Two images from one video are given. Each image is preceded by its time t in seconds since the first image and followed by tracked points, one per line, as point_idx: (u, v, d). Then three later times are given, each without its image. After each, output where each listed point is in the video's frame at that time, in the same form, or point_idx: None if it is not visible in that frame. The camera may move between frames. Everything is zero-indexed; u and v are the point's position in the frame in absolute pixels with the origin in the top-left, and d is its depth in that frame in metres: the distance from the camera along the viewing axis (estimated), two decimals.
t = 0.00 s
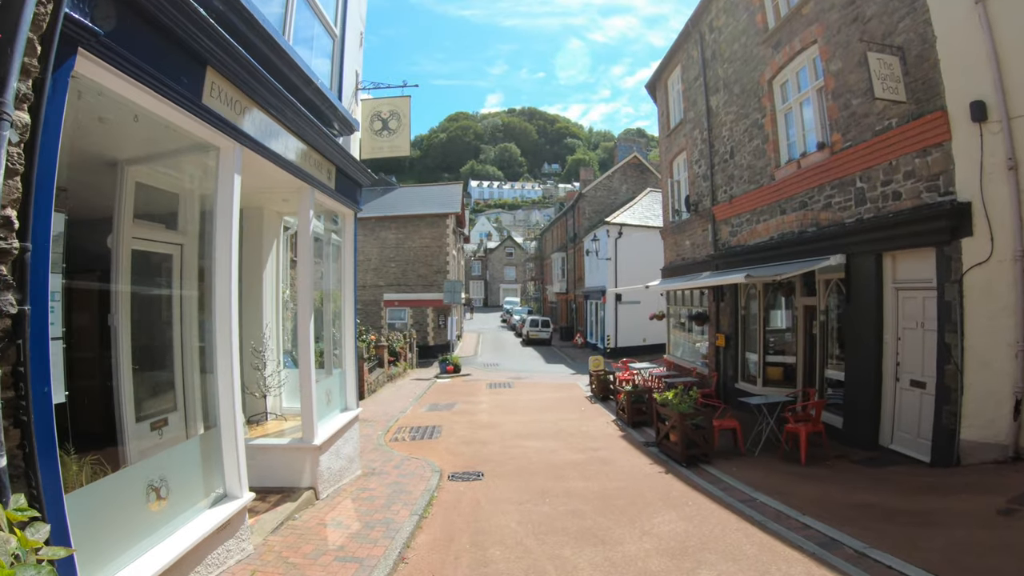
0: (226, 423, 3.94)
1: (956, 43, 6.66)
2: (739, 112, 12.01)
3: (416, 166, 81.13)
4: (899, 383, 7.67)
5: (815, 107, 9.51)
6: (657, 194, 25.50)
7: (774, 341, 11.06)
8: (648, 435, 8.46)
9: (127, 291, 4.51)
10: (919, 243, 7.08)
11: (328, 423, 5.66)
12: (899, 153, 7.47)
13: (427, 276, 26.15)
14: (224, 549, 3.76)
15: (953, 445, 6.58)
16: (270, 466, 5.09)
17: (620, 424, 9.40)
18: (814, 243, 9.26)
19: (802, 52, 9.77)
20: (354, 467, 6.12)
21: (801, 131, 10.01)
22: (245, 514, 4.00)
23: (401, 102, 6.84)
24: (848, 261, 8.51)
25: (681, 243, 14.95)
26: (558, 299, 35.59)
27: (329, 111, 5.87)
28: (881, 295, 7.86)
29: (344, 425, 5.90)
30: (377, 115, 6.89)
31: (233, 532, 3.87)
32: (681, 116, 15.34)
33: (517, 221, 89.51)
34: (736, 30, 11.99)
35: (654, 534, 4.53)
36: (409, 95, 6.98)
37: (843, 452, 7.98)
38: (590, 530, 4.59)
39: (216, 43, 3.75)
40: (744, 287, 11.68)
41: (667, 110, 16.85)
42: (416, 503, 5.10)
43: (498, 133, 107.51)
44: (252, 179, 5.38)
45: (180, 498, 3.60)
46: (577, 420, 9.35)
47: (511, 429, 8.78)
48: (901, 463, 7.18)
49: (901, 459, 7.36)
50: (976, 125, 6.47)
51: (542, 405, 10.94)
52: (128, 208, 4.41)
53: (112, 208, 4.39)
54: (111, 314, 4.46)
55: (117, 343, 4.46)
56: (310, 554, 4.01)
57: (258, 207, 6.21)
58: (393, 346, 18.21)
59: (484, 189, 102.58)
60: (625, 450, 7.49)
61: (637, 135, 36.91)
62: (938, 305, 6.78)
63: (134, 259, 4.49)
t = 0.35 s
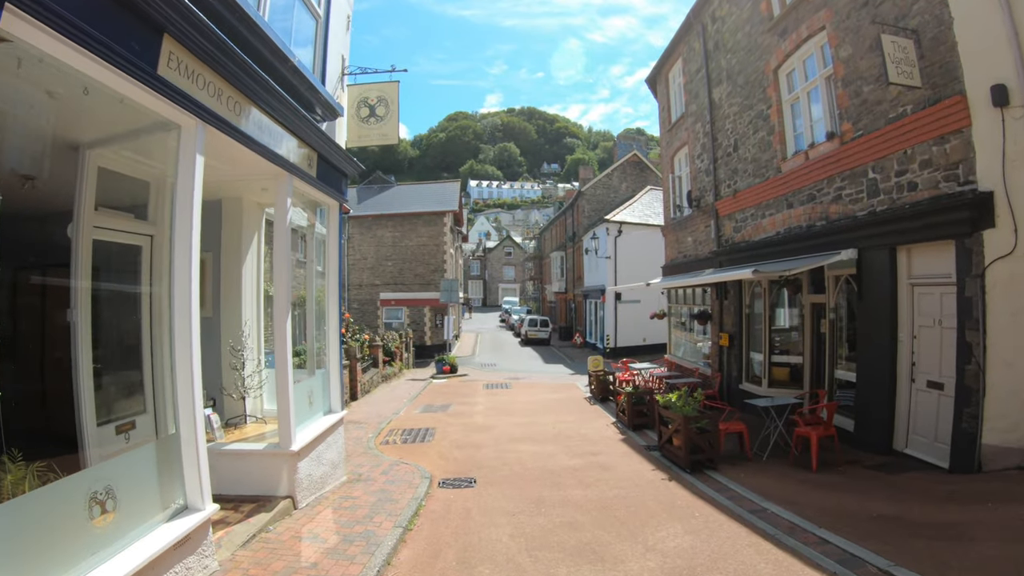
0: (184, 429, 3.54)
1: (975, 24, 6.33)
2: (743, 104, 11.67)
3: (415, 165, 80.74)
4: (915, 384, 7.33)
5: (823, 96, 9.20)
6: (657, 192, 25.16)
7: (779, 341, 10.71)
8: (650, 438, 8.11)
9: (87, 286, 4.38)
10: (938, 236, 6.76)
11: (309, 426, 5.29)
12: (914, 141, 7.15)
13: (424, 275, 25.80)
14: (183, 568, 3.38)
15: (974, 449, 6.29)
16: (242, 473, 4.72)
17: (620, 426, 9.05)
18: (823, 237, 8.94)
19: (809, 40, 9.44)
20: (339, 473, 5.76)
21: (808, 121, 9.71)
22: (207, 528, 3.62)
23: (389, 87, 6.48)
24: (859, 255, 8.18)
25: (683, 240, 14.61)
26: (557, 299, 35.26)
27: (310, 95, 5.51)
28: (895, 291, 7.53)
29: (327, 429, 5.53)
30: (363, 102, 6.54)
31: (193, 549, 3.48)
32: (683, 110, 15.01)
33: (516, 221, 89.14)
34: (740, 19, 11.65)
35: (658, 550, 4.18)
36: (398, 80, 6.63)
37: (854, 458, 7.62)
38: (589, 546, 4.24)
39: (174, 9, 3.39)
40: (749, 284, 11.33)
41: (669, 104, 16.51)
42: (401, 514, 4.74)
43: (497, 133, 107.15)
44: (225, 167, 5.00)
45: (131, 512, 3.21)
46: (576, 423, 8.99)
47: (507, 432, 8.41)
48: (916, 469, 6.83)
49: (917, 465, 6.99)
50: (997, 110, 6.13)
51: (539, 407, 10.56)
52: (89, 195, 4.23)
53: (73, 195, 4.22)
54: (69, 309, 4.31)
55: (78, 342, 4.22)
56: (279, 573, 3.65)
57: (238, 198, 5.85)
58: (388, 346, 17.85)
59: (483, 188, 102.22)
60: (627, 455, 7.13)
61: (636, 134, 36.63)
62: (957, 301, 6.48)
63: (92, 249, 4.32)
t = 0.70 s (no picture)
0: (142, 432, 3.16)
1: None
2: (755, 93, 11.25)
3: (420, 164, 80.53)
4: (940, 384, 6.90)
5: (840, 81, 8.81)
6: (664, 188, 24.71)
7: (793, 339, 10.28)
8: (659, 441, 7.72)
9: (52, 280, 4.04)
10: (967, 225, 6.37)
11: (294, 428, 4.95)
12: (939, 125, 6.74)
13: (428, 273, 25.48)
14: None
15: (1006, 454, 5.91)
16: (222, 477, 4.42)
17: (628, 428, 8.67)
18: (841, 229, 8.52)
19: (824, 23, 9.01)
20: (328, 477, 5.43)
21: (823, 108, 9.32)
22: (171, 540, 3.26)
23: (382, 69, 6.18)
24: (881, 248, 7.75)
25: (692, 236, 14.19)
26: (563, 298, 34.86)
27: (297, 74, 5.16)
28: (920, 285, 7.11)
29: (316, 431, 5.20)
30: (356, 85, 6.20)
31: (154, 565, 3.14)
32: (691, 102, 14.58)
33: (521, 220, 88.77)
34: (751, 6, 11.22)
35: (671, 568, 3.81)
36: (392, 61, 6.29)
37: (876, 462, 7.20)
38: (594, 562, 3.88)
39: None
40: (761, 281, 10.91)
41: (676, 97, 16.08)
42: (391, 525, 4.40)
43: (503, 132, 106.80)
44: (203, 149, 4.68)
45: (77, 523, 2.87)
46: (581, 424, 8.60)
47: (509, 434, 8.03)
48: (944, 475, 6.42)
49: (945, 471, 6.56)
50: None
51: (543, 408, 10.17)
52: (53, 176, 3.89)
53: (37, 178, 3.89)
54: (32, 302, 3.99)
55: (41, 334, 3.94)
56: None
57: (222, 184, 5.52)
58: (390, 345, 17.52)
59: (488, 187, 101.93)
60: (635, 459, 6.73)
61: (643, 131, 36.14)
62: (989, 295, 6.08)
63: (58, 238, 3.99)
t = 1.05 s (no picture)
0: (102, 431, 2.84)
1: None
2: (776, 80, 10.72)
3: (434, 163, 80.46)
4: (979, 385, 6.37)
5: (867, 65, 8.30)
6: (680, 185, 24.11)
7: (817, 338, 9.69)
8: (677, 445, 7.29)
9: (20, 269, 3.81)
10: (1010, 214, 5.88)
11: (285, 429, 4.64)
12: (978, 106, 6.23)
13: (439, 271, 25.20)
14: None
15: None
16: (206, 482, 4.10)
17: (643, 430, 8.23)
18: (870, 220, 7.99)
19: (850, 4, 8.50)
20: (326, 480, 5.11)
21: (849, 94, 8.79)
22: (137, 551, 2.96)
23: (385, 49, 5.80)
24: (915, 239, 7.21)
25: (710, 231, 13.65)
26: (576, 297, 34.39)
27: (291, 51, 4.79)
28: (957, 279, 6.59)
29: (311, 432, 4.86)
30: (357, 66, 5.87)
31: None
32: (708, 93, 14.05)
33: (535, 219, 88.30)
34: None
35: None
36: (395, 41, 5.93)
37: (911, 468, 6.69)
38: None
39: None
40: (783, 276, 10.29)
41: (692, 88, 15.54)
42: (388, 536, 4.05)
43: (516, 131, 106.40)
44: (185, 128, 4.35)
45: (21, 535, 2.57)
46: (595, 426, 8.17)
47: (519, 436, 7.64)
48: (990, 484, 5.91)
49: (990, 479, 6.05)
50: None
51: (556, 409, 9.76)
52: (20, 155, 3.64)
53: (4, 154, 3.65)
54: None
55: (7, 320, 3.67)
56: None
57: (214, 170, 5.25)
58: (400, 343, 17.22)
59: (502, 187, 101.64)
60: (652, 464, 6.31)
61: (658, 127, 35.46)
62: None
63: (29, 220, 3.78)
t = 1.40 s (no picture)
0: (46, 440, 2.58)
1: None
2: (796, 67, 10.11)
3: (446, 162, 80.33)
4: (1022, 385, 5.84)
5: (896, 46, 7.74)
6: (695, 181, 23.48)
7: (843, 337, 9.11)
8: (697, 449, 6.83)
9: None
10: None
11: (269, 434, 4.32)
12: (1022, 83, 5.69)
13: (451, 269, 24.87)
14: None
15: None
16: (187, 489, 3.86)
17: (660, 432, 7.77)
18: (901, 210, 7.44)
19: None
20: (320, 487, 4.80)
21: (876, 78, 8.21)
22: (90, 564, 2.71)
23: (385, 25, 5.44)
24: (951, 228, 6.66)
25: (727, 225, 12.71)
26: (589, 296, 33.84)
27: (281, 24, 4.44)
28: (996, 271, 6.06)
29: (301, 436, 4.54)
30: (354, 43, 5.52)
31: None
32: (725, 83, 13.43)
33: (548, 218, 87.77)
34: None
35: None
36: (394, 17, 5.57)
37: (950, 476, 6.18)
38: None
39: None
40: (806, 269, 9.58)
41: (709, 79, 14.82)
42: (381, 551, 3.69)
43: (529, 129, 105.89)
44: (165, 104, 4.06)
45: None
46: (610, 429, 7.72)
47: (529, 439, 7.22)
48: None
49: None
50: None
51: (568, 410, 9.31)
52: None
53: None
54: None
55: None
56: None
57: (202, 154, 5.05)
58: (410, 342, 16.89)
59: (515, 185, 101.26)
60: (671, 470, 5.86)
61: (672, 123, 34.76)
62: None
63: None
